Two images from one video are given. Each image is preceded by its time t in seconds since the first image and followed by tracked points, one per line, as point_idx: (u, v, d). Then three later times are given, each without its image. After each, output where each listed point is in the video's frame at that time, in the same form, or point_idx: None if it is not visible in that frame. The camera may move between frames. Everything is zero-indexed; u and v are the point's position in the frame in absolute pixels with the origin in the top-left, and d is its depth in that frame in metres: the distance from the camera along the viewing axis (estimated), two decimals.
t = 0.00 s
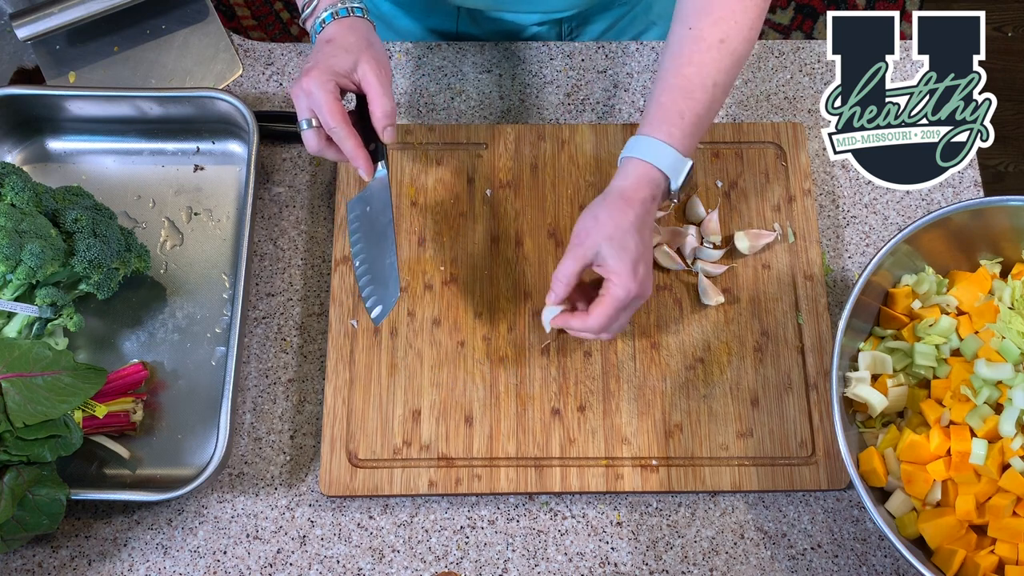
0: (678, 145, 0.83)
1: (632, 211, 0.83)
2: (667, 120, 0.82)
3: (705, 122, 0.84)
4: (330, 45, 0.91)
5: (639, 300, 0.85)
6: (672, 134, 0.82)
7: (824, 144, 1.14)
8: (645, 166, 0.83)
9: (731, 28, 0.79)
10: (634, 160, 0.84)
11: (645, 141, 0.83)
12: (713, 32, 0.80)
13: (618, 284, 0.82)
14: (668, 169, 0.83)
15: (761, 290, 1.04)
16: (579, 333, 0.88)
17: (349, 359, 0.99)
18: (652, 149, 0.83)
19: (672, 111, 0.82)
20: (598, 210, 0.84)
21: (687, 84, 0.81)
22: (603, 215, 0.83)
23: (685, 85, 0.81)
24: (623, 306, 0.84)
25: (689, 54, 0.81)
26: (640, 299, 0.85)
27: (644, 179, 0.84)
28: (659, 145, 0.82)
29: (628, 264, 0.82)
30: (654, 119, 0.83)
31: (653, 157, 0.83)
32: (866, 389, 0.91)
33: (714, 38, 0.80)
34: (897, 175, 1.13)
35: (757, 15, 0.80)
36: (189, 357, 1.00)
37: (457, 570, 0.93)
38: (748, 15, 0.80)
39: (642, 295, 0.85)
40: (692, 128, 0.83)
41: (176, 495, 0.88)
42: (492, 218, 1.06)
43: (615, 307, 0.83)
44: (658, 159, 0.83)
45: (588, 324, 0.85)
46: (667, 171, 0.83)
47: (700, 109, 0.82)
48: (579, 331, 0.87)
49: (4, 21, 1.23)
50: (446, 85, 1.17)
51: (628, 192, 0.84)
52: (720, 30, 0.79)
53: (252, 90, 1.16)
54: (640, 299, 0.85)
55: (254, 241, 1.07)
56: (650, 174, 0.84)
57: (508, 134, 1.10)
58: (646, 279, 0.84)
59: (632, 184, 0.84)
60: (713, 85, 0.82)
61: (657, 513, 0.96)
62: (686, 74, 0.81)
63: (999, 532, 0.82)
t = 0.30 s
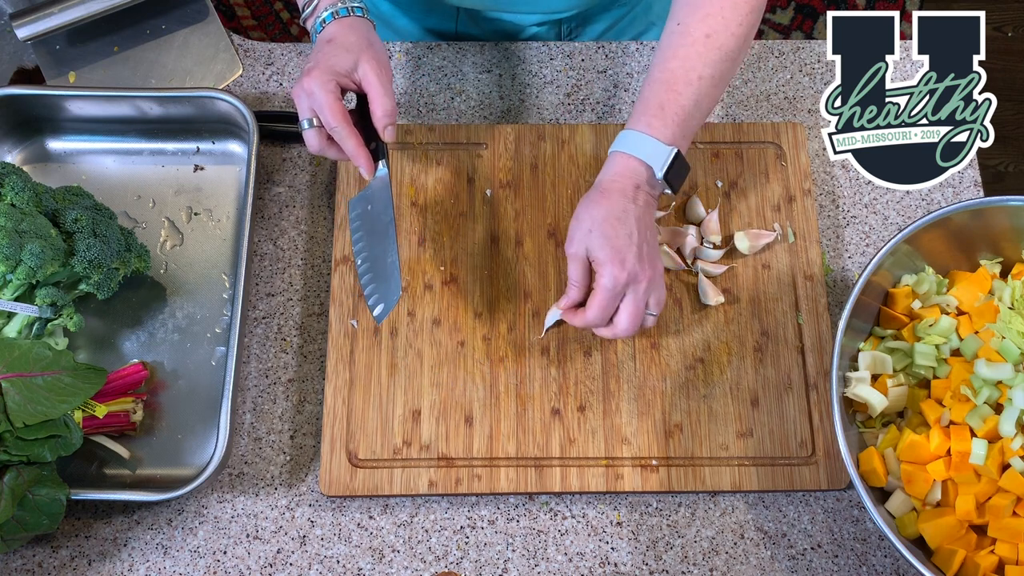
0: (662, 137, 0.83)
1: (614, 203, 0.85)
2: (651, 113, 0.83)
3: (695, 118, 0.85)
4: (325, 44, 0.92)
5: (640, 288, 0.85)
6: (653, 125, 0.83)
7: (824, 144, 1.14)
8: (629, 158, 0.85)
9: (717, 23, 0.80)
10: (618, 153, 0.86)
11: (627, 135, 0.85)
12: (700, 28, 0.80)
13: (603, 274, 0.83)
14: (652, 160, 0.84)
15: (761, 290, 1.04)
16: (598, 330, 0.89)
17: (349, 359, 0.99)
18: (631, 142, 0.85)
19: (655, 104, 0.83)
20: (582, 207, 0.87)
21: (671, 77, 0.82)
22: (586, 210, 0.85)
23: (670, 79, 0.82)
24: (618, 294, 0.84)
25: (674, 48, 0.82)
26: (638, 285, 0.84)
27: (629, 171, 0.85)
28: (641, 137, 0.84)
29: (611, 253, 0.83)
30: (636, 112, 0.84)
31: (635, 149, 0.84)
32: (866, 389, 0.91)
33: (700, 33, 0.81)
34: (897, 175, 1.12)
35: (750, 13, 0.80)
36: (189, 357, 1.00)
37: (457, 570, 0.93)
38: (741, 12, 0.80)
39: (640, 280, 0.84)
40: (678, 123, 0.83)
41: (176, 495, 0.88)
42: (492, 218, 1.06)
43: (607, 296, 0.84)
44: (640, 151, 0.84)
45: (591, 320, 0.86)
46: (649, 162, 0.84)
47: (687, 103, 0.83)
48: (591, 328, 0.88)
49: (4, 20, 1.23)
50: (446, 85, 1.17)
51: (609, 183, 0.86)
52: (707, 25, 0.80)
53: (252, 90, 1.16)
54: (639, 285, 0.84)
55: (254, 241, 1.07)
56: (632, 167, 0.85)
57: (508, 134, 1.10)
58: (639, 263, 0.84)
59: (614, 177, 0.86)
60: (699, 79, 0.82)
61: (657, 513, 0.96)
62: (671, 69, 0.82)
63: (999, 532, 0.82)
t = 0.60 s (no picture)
0: (674, 134, 0.84)
1: (627, 201, 0.85)
2: (663, 110, 0.83)
3: (706, 112, 0.85)
4: (327, 43, 0.92)
5: (652, 288, 0.86)
6: (666, 122, 0.83)
7: (824, 144, 1.14)
8: (642, 155, 0.85)
9: (726, 19, 0.79)
10: (630, 150, 0.86)
11: (639, 133, 0.85)
12: (710, 25, 0.80)
13: (618, 275, 0.83)
14: (665, 157, 0.84)
15: (761, 290, 1.04)
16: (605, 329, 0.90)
17: (349, 359, 0.99)
18: (646, 139, 0.84)
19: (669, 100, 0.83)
20: (593, 205, 0.86)
21: (683, 74, 0.82)
22: (599, 207, 0.85)
23: (682, 76, 0.82)
24: (632, 294, 0.85)
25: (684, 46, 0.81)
26: (649, 286, 0.85)
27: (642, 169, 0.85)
28: (654, 134, 0.84)
29: (627, 254, 0.83)
30: (648, 110, 0.85)
31: (649, 147, 0.84)
32: (866, 389, 0.91)
33: (709, 30, 0.80)
34: (897, 174, 1.13)
35: (756, 9, 0.80)
36: (189, 357, 1.00)
37: (457, 570, 0.93)
38: (747, 7, 0.79)
39: (652, 280, 0.85)
40: (690, 118, 0.83)
41: (176, 495, 0.88)
42: (492, 218, 1.06)
43: (621, 298, 0.84)
44: (653, 148, 0.84)
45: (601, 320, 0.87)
46: (662, 160, 0.84)
47: (699, 98, 0.83)
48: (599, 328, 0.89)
49: (4, 20, 1.23)
50: (446, 85, 1.17)
51: (624, 180, 0.86)
52: (716, 22, 0.80)
53: (252, 90, 1.16)
54: (651, 285, 0.85)
55: (254, 241, 1.07)
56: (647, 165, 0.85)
57: (508, 134, 1.10)
58: (652, 264, 0.84)
59: (630, 174, 0.86)
60: (710, 75, 0.82)
61: (657, 513, 0.96)
62: (682, 66, 0.82)
63: (999, 532, 0.82)
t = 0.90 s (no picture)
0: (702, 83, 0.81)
1: (660, 145, 0.81)
2: (687, 61, 0.81)
3: (727, 69, 0.83)
4: (325, 45, 0.92)
5: (695, 224, 0.78)
6: (692, 72, 0.81)
7: (824, 144, 1.14)
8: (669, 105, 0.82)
9: None
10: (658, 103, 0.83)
11: (663, 85, 0.83)
12: None
13: (661, 210, 0.78)
14: (693, 104, 0.81)
15: (761, 290, 1.04)
16: (645, 281, 0.81)
17: (349, 359, 0.99)
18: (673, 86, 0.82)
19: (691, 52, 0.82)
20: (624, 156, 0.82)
21: (703, 28, 0.81)
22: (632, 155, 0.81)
23: (702, 30, 0.81)
24: (673, 234, 0.78)
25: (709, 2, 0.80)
26: (698, 221, 0.78)
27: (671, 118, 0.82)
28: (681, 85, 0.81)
29: (663, 190, 0.78)
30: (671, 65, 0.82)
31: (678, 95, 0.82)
32: (866, 389, 0.91)
33: None
34: (897, 175, 1.12)
35: None
36: (189, 357, 1.00)
37: (457, 570, 0.93)
38: None
39: (697, 211, 0.78)
40: (714, 70, 0.82)
41: (176, 495, 0.88)
42: (492, 218, 1.06)
43: (664, 235, 0.78)
44: (679, 97, 0.82)
45: (642, 261, 0.79)
46: (693, 107, 0.82)
47: (721, 54, 0.81)
48: (640, 274, 0.81)
49: (4, 21, 1.23)
50: (446, 85, 1.17)
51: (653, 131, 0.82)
52: None
53: (252, 90, 1.16)
54: (695, 221, 0.78)
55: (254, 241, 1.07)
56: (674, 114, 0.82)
57: (508, 134, 1.10)
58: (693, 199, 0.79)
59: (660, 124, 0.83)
60: (729, 30, 0.81)
61: (657, 513, 0.96)
62: (705, 19, 0.81)
63: (999, 532, 0.82)
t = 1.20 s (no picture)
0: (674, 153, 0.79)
1: (634, 229, 0.80)
2: (660, 128, 0.79)
3: (700, 128, 0.81)
4: (332, 42, 0.91)
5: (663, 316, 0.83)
6: (665, 142, 0.79)
7: (824, 144, 1.14)
8: (643, 178, 0.80)
9: (717, 31, 0.77)
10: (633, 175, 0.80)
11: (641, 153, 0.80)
12: (703, 36, 0.77)
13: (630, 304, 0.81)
14: (667, 181, 0.79)
15: (761, 290, 1.04)
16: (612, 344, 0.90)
17: (349, 359, 0.99)
18: (649, 160, 0.79)
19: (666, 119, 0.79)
20: (598, 233, 0.82)
21: (676, 89, 0.79)
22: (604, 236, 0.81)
23: (675, 91, 0.79)
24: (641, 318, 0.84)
25: (680, 60, 0.78)
26: (666, 313, 0.83)
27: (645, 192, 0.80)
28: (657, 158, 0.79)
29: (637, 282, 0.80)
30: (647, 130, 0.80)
31: (651, 170, 0.79)
32: (866, 389, 0.91)
33: (703, 43, 0.77)
34: (897, 174, 1.13)
35: (746, 18, 0.78)
36: (189, 357, 1.00)
37: (457, 570, 0.93)
38: (737, 17, 0.77)
39: (665, 308, 0.83)
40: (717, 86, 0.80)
41: (176, 495, 0.88)
42: (492, 218, 1.06)
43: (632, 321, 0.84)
44: (652, 169, 0.79)
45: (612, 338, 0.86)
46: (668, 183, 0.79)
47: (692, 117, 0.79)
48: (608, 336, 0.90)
49: (4, 21, 1.23)
50: (446, 85, 1.17)
51: (628, 209, 0.81)
52: (708, 34, 0.77)
53: (252, 90, 1.16)
54: (664, 314, 0.83)
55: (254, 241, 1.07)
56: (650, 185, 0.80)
57: (508, 134, 1.10)
58: (664, 291, 0.82)
59: (635, 197, 0.81)
60: (704, 89, 0.79)
61: (657, 513, 0.96)
62: (676, 82, 0.79)
63: (999, 532, 0.82)
